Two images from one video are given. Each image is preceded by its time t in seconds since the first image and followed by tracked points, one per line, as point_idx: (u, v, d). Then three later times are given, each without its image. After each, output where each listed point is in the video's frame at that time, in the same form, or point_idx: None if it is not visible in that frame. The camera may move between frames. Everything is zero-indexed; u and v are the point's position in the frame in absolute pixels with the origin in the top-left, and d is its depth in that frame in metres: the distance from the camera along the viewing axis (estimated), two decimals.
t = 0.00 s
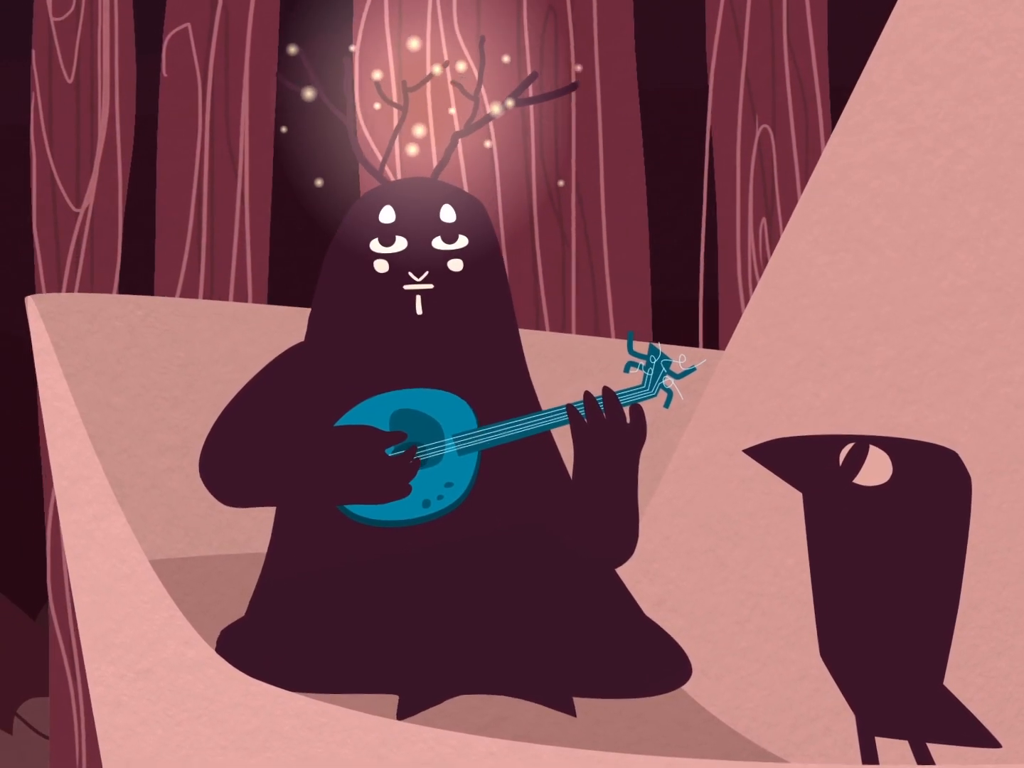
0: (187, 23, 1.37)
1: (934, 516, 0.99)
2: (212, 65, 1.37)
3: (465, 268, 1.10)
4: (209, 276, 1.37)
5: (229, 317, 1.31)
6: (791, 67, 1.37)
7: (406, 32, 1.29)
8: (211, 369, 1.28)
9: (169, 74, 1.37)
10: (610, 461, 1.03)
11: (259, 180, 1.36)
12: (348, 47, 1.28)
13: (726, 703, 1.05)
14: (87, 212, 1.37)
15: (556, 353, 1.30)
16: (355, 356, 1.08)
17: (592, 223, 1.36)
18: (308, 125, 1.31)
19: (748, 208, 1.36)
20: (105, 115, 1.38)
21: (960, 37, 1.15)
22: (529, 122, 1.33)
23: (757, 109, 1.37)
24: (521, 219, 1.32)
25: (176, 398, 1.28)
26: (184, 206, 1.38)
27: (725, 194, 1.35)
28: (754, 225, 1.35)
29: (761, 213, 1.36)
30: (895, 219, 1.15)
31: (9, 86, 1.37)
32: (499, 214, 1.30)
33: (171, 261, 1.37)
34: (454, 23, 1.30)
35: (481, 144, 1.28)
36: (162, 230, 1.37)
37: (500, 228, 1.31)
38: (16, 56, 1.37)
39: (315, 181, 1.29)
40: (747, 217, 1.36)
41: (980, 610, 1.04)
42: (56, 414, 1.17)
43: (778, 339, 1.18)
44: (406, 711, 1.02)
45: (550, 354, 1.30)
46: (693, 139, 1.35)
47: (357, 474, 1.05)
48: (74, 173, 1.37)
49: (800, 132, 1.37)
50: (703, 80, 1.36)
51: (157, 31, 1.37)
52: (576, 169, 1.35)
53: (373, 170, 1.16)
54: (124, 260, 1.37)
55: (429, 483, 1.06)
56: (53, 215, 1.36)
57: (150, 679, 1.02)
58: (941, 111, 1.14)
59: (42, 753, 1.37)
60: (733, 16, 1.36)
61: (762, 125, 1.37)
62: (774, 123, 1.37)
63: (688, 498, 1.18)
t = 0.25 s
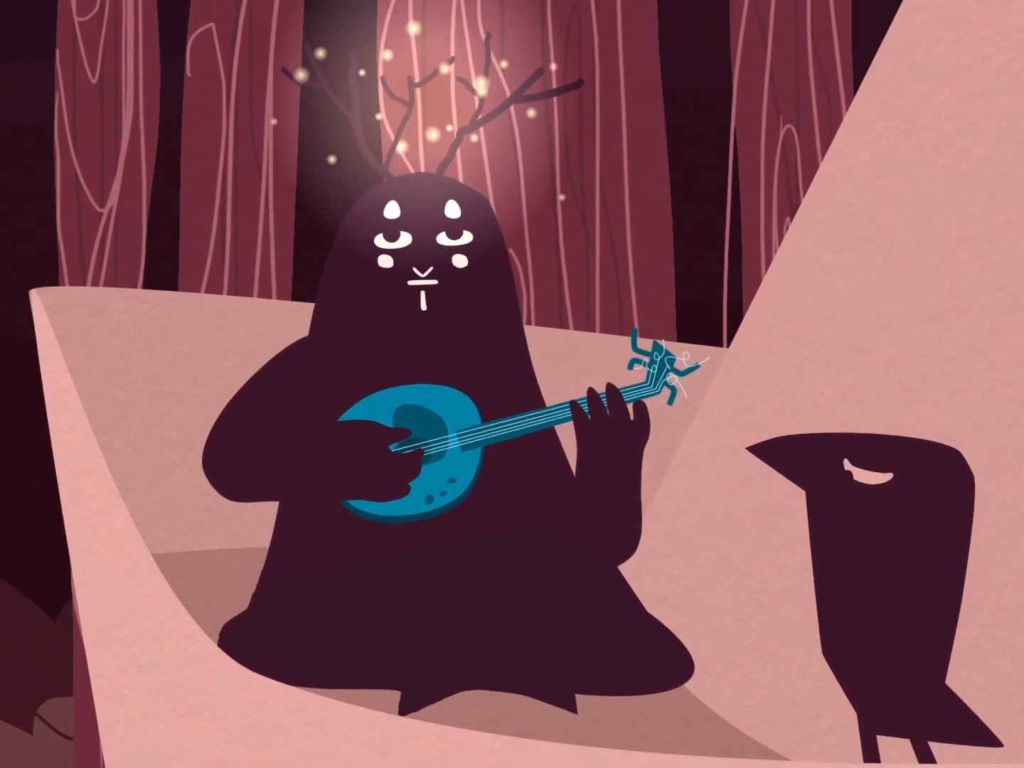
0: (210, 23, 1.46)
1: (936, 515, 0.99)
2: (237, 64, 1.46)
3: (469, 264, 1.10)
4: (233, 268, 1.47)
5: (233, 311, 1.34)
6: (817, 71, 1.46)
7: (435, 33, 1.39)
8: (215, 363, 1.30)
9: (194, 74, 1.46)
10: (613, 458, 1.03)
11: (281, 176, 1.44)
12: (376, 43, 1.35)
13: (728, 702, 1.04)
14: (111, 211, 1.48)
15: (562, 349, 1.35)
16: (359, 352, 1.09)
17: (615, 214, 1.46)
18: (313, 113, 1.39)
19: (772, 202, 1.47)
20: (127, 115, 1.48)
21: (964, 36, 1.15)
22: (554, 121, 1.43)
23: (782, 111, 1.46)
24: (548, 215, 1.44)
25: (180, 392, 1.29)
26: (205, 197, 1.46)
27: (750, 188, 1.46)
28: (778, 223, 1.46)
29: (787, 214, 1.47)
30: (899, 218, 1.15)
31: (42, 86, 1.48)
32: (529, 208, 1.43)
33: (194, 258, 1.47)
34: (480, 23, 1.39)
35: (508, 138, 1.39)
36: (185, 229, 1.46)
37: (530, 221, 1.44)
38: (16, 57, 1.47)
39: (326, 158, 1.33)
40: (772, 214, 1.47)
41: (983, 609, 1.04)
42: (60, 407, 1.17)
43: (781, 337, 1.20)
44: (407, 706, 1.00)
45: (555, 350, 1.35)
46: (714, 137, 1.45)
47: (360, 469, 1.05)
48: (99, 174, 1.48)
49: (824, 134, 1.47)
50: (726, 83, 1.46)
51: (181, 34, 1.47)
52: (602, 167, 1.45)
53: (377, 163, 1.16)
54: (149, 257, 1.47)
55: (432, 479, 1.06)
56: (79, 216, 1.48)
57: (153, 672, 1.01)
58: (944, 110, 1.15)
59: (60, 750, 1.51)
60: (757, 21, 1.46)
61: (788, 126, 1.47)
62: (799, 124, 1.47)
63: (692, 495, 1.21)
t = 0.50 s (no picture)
0: (234, 24, 1.44)
1: (939, 513, 0.99)
2: (261, 62, 1.43)
3: (474, 261, 1.10)
4: (257, 269, 1.43)
5: (236, 306, 1.35)
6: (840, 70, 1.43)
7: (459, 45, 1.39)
8: (218, 358, 1.31)
9: (217, 74, 1.43)
10: (617, 454, 1.03)
11: (304, 175, 1.41)
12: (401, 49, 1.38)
13: (728, 699, 1.05)
14: (136, 211, 1.44)
15: (566, 346, 1.35)
16: (362, 347, 1.09)
17: (637, 221, 1.44)
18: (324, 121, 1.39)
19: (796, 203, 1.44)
20: (152, 116, 1.44)
21: (971, 35, 1.15)
22: (577, 124, 1.42)
23: (807, 111, 1.44)
24: (572, 219, 1.42)
25: (183, 386, 1.30)
26: (231, 205, 1.44)
27: (773, 188, 1.43)
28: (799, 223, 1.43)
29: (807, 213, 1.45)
30: (905, 216, 1.15)
31: (67, 85, 1.44)
32: (552, 211, 1.42)
33: (220, 261, 1.44)
34: (511, 35, 1.40)
35: (534, 139, 1.40)
36: (211, 233, 1.44)
37: (553, 223, 1.42)
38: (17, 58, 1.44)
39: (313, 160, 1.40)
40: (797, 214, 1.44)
41: (986, 608, 1.04)
42: (63, 402, 1.15)
43: (785, 335, 1.19)
44: (410, 702, 1.01)
45: (559, 346, 1.35)
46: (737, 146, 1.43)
47: (363, 464, 1.04)
48: (122, 174, 1.44)
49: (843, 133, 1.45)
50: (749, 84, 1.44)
51: (205, 33, 1.44)
52: (624, 169, 1.43)
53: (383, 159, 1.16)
54: (173, 258, 1.43)
55: (435, 475, 1.06)
56: (103, 219, 1.43)
57: (154, 667, 1.02)
58: (951, 108, 1.14)
59: (83, 751, 1.41)
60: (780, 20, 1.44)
61: (811, 127, 1.45)
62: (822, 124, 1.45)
63: (696, 491, 1.21)
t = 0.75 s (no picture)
0: (258, 24, 1.54)
1: (943, 512, 0.99)
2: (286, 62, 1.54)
3: (478, 256, 1.10)
4: (281, 265, 1.57)
5: (241, 301, 1.36)
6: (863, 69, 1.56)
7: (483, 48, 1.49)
8: (222, 353, 1.32)
9: (241, 74, 1.55)
10: (621, 451, 1.03)
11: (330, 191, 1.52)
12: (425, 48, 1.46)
13: (729, 697, 1.05)
14: (159, 212, 1.55)
15: (569, 342, 1.35)
16: (366, 343, 1.09)
17: (660, 218, 1.57)
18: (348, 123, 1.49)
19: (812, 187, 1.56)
20: (174, 117, 1.56)
21: (976, 34, 1.14)
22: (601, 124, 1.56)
23: (830, 111, 1.57)
24: (594, 213, 1.56)
25: (186, 382, 1.30)
26: (254, 198, 1.55)
27: (795, 179, 1.54)
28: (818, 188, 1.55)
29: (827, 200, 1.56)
30: (909, 214, 1.15)
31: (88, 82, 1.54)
32: (575, 211, 1.56)
33: (242, 253, 1.56)
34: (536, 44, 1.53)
35: (558, 137, 1.54)
36: (233, 230, 1.55)
37: (574, 221, 1.56)
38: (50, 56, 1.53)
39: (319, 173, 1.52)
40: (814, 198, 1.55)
41: (988, 607, 1.04)
42: (66, 396, 1.15)
43: (789, 332, 1.20)
44: (414, 698, 1.01)
45: (562, 343, 1.35)
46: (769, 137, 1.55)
47: (365, 461, 1.04)
48: (145, 174, 1.55)
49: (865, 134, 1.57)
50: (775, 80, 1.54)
51: (228, 31, 1.54)
52: (647, 167, 1.56)
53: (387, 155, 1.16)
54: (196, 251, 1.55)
55: (438, 471, 1.06)
56: (127, 214, 1.54)
57: (156, 661, 1.03)
58: (956, 107, 1.15)
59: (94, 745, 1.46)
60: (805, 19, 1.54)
61: (834, 126, 1.57)
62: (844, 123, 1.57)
63: (698, 490, 1.21)
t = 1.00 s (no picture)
0: (283, 24, 1.34)
1: (944, 512, 1.00)
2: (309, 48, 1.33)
3: (480, 255, 1.10)
4: (306, 265, 1.36)
5: (243, 299, 1.33)
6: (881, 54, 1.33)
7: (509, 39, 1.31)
8: (223, 350, 1.30)
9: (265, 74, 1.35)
10: (623, 450, 1.03)
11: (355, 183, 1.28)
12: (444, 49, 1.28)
13: (729, 696, 1.05)
14: (184, 212, 1.37)
15: (570, 339, 1.31)
16: (368, 340, 1.08)
17: (688, 223, 1.36)
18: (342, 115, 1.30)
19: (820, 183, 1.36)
20: (201, 113, 1.37)
21: (979, 33, 1.14)
22: (624, 126, 1.35)
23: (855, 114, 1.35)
24: (618, 218, 1.35)
25: (189, 378, 1.29)
26: (276, 207, 1.36)
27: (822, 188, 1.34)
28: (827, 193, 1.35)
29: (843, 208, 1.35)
30: (911, 214, 1.15)
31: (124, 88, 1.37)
32: (599, 212, 1.35)
33: (268, 262, 1.37)
34: (559, 41, 1.32)
35: (579, 127, 1.33)
36: (259, 234, 1.37)
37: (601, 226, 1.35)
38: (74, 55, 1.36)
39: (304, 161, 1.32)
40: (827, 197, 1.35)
41: (988, 607, 1.04)
42: (70, 392, 1.17)
43: (791, 332, 1.17)
44: (413, 696, 1.01)
45: (562, 340, 1.31)
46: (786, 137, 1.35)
47: (367, 458, 1.05)
48: (171, 173, 1.37)
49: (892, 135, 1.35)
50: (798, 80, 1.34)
51: (252, 32, 1.35)
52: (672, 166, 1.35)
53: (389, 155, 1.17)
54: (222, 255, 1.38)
55: (439, 469, 1.06)
56: (151, 214, 1.37)
57: (156, 658, 1.02)
58: (959, 106, 1.15)
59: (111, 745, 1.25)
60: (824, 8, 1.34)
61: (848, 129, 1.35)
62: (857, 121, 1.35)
63: (699, 489, 1.19)
